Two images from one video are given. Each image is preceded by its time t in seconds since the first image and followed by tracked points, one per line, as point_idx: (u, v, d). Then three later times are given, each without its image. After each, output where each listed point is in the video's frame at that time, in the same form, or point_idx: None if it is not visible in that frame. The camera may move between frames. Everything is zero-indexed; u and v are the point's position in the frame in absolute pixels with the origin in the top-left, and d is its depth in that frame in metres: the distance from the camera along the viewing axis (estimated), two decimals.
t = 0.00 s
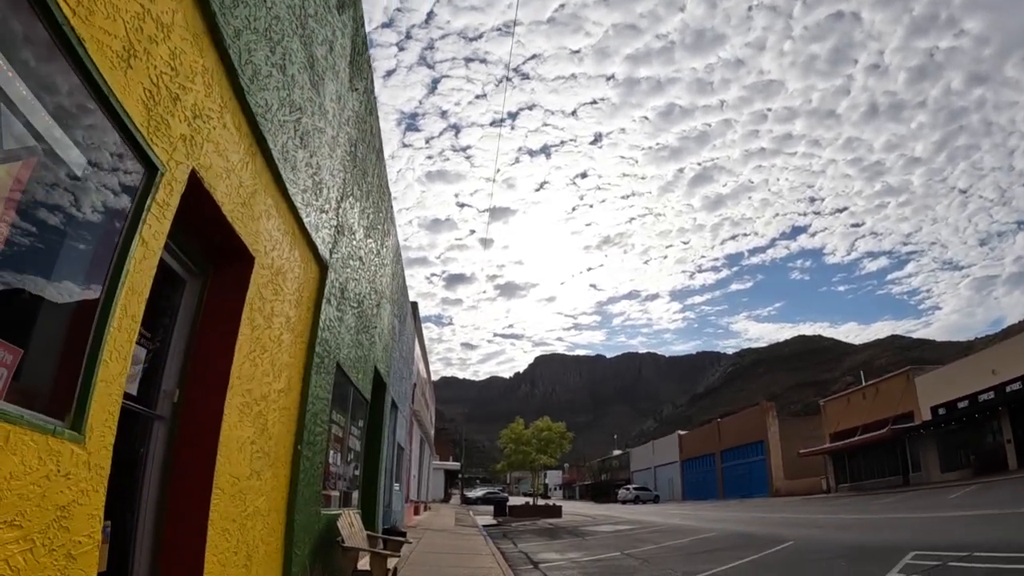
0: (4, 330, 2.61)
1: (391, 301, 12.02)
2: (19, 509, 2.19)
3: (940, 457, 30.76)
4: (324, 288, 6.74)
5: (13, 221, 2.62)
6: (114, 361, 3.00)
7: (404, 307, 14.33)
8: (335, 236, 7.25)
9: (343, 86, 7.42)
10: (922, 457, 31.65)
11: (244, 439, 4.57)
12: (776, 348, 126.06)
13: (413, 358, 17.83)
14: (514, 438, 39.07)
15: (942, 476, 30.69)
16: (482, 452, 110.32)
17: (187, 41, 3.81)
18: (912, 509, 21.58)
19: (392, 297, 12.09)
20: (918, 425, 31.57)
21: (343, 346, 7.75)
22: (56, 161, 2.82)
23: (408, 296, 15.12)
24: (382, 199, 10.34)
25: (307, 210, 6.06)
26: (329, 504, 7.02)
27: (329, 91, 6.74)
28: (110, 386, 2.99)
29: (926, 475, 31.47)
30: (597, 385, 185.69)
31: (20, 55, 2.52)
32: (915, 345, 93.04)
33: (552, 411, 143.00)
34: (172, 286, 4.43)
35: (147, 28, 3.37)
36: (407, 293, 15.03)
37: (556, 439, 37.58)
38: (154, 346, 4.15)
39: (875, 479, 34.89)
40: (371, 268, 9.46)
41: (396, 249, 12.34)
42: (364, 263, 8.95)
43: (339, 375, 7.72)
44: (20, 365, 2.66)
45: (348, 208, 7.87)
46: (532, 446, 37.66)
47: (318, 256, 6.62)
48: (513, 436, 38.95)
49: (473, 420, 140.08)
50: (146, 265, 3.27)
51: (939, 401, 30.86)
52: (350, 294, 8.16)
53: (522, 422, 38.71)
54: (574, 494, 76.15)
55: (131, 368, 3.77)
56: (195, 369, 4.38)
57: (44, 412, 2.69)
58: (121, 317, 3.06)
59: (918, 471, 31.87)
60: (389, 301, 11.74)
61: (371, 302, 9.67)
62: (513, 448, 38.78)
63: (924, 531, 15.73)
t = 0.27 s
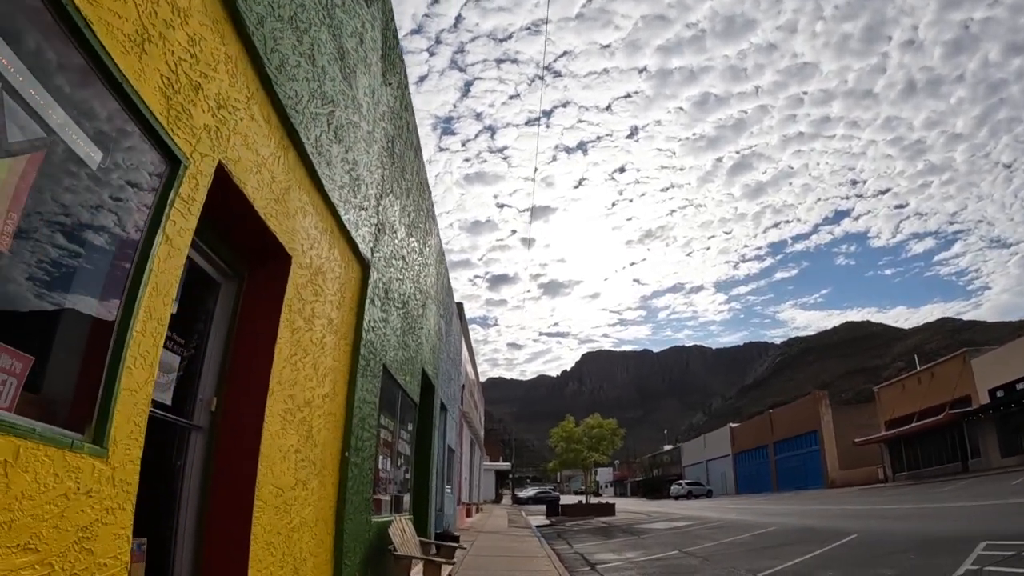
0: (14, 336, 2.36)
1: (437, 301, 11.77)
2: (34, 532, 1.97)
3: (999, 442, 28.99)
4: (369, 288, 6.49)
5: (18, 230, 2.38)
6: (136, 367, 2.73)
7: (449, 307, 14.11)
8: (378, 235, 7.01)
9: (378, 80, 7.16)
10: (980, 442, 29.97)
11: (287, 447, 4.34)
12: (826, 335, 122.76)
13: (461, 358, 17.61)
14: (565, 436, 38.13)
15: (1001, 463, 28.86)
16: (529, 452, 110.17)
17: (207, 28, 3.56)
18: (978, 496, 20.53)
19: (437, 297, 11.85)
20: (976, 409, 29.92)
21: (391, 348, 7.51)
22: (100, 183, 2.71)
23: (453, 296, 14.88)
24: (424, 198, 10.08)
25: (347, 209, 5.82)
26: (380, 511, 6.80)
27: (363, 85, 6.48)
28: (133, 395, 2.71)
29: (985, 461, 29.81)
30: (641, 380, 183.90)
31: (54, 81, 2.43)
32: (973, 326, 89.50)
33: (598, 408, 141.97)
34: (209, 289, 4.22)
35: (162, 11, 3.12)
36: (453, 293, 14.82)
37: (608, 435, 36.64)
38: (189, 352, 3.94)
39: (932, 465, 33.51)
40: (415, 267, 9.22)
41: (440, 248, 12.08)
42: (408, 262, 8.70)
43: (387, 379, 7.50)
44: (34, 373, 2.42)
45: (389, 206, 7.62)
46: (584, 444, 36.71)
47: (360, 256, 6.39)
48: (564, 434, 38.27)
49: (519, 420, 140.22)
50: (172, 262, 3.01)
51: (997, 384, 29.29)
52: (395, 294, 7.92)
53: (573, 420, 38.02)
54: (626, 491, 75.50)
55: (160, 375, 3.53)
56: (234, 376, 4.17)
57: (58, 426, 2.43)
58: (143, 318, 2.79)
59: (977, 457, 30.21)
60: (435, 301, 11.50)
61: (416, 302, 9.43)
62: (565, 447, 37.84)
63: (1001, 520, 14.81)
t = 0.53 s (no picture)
0: (23, 332, 2.22)
1: (476, 302, 11.54)
2: (39, 539, 1.83)
3: None
4: (406, 286, 6.27)
5: (22, 219, 2.16)
6: (151, 365, 2.57)
7: (489, 307, 13.86)
8: (412, 233, 6.78)
9: (405, 74, 6.94)
10: None
11: (321, 452, 4.14)
12: (870, 326, 119.46)
13: (503, 360, 17.35)
14: (611, 437, 37.18)
15: None
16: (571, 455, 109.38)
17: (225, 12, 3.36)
18: None
19: (476, 298, 11.62)
20: None
21: (431, 349, 7.29)
22: (125, 190, 2.57)
23: (493, 297, 14.62)
24: (458, 196, 9.85)
25: (379, 206, 5.61)
26: (422, 516, 6.59)
27: (389, 78, 6.27)
28: (148, 394, 2.54)
29: None
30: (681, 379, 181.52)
31: (92, 107, 2.40)
32: None
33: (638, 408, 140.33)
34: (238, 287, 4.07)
35: None
36: (492, 294, 14.57)
37: (654, 434, 35.75)
38: (218, 353, 3.78)
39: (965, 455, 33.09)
40: (452, 267, 9.01)
41: (478, 248, 11.85)
42: (445, 262, 8.48)
43: (427, 382, 7.28)
44: (41, 370, 2.26)
45: (423, 204, 7.40)
46: (630, 444, 35.82)
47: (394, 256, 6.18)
48: (609, 435, 37.43)
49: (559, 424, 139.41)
50: (190, 255, 2.86)
51: None
52: (433, 295, 7.70)
53: (617, 420, 37.20)
54: (671, 491, 74.30)
55: (183, 375, 3.36)
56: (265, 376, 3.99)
57: (67, 427, 2.27)
58: (158, 312, 2.64)
59: None
60: (474, 302, 11.28)
61: (455, 303, 9.20)
62: (611, 448, 36.93)
63: None
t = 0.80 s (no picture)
0: (10, 339, 2.01)
1: (517, 304, 11.23)
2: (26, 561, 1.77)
3: None
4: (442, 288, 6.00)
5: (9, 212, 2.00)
6: (155, 372, 2.34)
7: (531, 310, 13.56)
8: (446, 233, 6.52)
9: (429, 69, 6.71)
10: None
11: (353, 462, 3.92)
12: (919, 315, 115.77)
13: (548, 363, 17.04)
14: (659, 438, 36.42)
15: None
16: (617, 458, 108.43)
17: None
18: None
19: (517, 300, 11.31)
20: None
21: (473, 352, 7.00)
22: (123, 184, 2.37)
23: (534, 300, 14.32)
24: (492, 196, 9.57)
25: (407, 205, 5.37)
26: (465, 528, 6.32)
27: (412, 72, 6.03)
28: (151, 403, 2.31)
29: None
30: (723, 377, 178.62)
31: (129, 134, 2.40)
32: None
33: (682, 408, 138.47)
34: (261, 291, 3.89)
35: None
36: (533, 297, 14.26)
37: (704, 435, 34.92)
38: (239, 361, 3.59)
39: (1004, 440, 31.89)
40: (489, 268, 8.71)
41: (517, 249, 11.55)
42: (482, 263, 8.20)
43: (470, 387, 7.00)
44: (34, 375, 2.07)
45: (456, 203, 7.15)
46: (679, 445, 35.07)
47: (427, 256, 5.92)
48: (657, 437, 36.76)
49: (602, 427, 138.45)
50: (196, 255, 2.65)
51: None
52: (472, 296, 7.43)
53: (665, 422, 36.56)
54: (721, 492, 72.97)
55: (197, 384, 3.15)
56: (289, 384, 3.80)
57: (60, 441, 2.05)
58: (160, 316, 2.41)
59: None
60: (515, 305, 10.97)
61: (495, 304, 8.92)
62: (660, 449, 36.21)
63: None
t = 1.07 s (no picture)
0: None
1: (558, 304, 10.91)
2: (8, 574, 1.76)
3: None
4: (478, 285, 5.74)
5: None
6: (151, 375, 2.28)
7: (573, 311, 13.21)
8: (480, 228, 6.25)
9: (452, 61, 6.48)
10: None
11: (384, 471, 3.70)
12: (969, 300, 111.75)
13: (592, 365, 16.66)
14: (707, 437, 35.89)
15: None
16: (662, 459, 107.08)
17: None
18: None
19: (557, 300, 11.00)
20: None
21: (514, 352, 6.70)
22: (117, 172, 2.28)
23: (576, 301, 13.97)
24: (526, 193, 9.28)
25: (435, 199, 5.12)
26: (509, 536, 6.05)
27: (434, 63, 5.80)
28: (146, 408, 2.24)
29: None
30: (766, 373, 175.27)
31: (123, 120, 2.29)
32: None
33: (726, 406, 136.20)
34: (281, 291, 3.69)
35: None
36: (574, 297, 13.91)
37: (753, 432, 33.98)
38: (259, 366, 3.41)
39: None
40: (528, 266, 8.41)
41: (555, 247, 11.24)
42: (520, 261, 7.92)
43: (513, 388, 6.70)
44: (36, 377, 2.03)
45: (488, 198, 6.89)
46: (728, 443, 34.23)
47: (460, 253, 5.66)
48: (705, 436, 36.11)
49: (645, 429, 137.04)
50: (194, 245, 2.55)
51: None
52: (512, 295, 7.14)
53: (713, 420, 35.85)
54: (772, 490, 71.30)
55: (214, 393, 3.06)
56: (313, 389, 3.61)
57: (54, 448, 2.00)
58: (156, 312, 2.33)
59: None
60: (556, 304, 10.65)
61: (535, 304, 8.61)
62: (708, 449, 35.49)
63: None
